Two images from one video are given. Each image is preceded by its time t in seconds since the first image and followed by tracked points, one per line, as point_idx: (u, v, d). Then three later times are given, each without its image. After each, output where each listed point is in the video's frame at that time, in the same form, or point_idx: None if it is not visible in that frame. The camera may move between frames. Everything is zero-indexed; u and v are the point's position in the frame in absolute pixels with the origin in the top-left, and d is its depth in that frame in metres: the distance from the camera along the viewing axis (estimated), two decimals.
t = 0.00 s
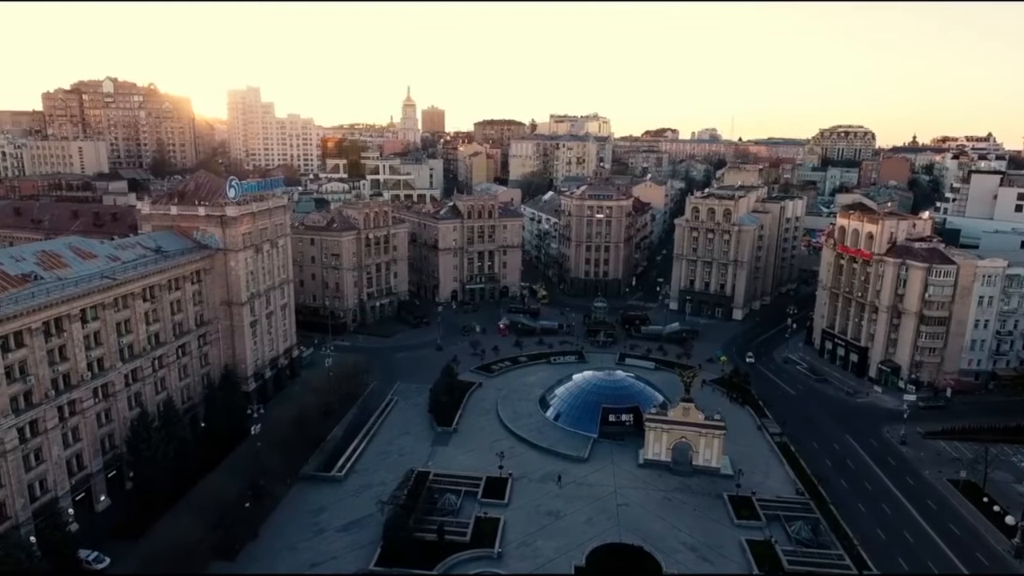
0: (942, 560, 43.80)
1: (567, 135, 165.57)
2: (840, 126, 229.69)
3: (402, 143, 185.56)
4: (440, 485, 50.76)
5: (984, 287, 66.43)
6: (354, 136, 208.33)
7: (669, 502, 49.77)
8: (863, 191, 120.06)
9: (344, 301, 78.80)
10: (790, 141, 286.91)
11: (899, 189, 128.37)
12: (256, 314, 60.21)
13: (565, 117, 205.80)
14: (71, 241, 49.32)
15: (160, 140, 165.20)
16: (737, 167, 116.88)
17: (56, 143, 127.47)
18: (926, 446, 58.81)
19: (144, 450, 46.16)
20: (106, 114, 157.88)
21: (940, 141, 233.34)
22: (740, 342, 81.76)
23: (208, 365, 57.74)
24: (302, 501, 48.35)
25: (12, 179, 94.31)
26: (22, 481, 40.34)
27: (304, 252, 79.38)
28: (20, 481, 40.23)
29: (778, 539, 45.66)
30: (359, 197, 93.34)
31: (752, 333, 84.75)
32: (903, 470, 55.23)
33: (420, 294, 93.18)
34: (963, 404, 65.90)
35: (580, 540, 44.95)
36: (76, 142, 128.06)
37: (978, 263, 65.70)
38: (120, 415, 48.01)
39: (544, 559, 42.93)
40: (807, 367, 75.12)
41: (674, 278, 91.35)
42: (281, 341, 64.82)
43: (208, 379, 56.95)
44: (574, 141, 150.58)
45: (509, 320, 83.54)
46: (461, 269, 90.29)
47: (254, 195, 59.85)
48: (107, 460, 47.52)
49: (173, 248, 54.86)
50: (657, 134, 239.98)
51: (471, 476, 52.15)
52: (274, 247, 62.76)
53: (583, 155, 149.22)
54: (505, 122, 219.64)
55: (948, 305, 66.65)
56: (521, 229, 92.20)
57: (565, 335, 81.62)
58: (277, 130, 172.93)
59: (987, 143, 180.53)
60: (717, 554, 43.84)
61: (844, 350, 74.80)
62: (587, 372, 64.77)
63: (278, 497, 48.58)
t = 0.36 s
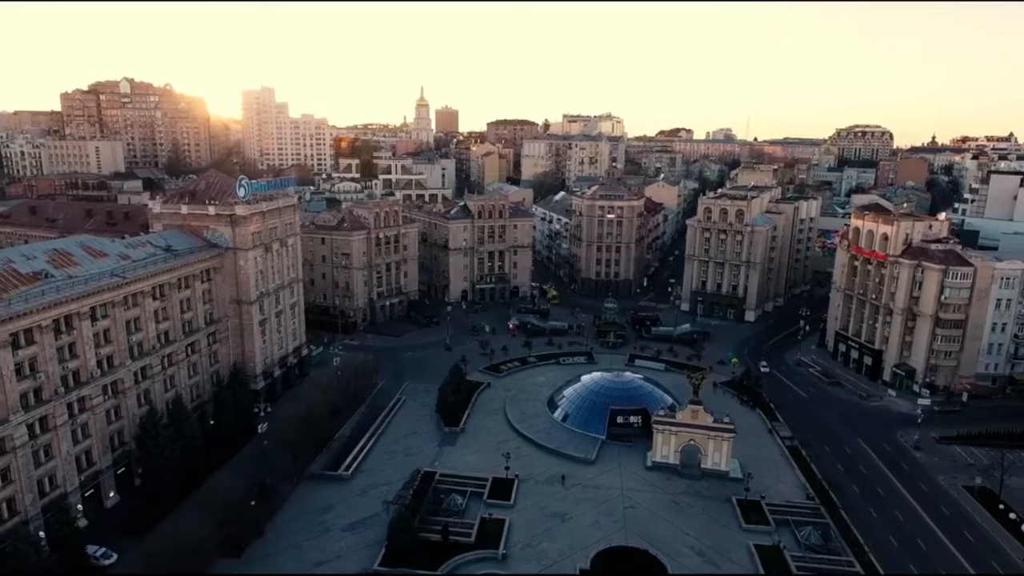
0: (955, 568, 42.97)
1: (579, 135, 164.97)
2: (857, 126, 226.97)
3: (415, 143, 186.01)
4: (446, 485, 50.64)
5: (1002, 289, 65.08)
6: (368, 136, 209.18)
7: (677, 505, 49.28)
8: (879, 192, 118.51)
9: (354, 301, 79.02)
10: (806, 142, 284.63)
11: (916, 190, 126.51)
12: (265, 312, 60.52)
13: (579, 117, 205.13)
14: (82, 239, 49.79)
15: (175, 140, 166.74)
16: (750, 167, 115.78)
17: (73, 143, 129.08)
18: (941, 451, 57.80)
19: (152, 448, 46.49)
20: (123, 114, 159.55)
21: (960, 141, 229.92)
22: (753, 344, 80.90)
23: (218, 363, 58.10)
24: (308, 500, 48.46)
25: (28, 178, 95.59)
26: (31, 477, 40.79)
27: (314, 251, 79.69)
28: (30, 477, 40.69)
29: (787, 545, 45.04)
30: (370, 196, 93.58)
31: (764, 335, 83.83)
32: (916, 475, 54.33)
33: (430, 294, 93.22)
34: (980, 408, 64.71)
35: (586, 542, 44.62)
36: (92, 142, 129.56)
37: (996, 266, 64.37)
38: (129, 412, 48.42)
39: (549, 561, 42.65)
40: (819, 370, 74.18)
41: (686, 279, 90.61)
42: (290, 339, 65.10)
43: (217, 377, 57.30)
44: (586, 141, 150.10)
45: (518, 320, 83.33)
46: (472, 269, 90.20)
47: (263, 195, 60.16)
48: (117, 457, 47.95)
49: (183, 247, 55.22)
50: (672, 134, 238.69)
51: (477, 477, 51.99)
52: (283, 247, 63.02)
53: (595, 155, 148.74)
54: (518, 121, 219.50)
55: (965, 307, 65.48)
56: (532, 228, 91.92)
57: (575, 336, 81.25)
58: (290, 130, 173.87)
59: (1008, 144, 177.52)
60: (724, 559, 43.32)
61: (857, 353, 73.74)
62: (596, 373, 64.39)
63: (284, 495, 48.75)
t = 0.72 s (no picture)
0: None
1: (592, 135, 164.32)
2: (875, 125, 224.18)
3: (428, 143, 186.26)
4: (452, 486, 50.51)
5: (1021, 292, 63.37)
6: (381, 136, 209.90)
7: (685, 509, 48.77)
8: (895, 192, 116.86)
9: (364, 300, 79.24)
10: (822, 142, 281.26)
11: (935, 191, 124.57)
12: (275, 311, 60.82)
13: (592, 117, 204.39)
14: (93, 238, 50.24)
15: (190, 139, 168.18)
16: (765, 167, 114.64)
17: (90, 143, 130.59)
18: (956, 456, 56.75)
19: (160, 445, 46.84)
20: (139, 114, 161.27)
21: (981, 141, 226.00)
22: (765, 345, 80.02)
23: (227, 362, 58.42)
24: (315, 499, 48.55)
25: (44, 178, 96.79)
26: (41, 473, 41.23)
27: (325, 250, 79.96)
28: (40, 473, 41.13)
29: (796, 550, 44.40)
30: (381, 196, 93.73)
31: (777, 336, 82.93)
32: (930, 480, 53.36)
33: (441, 294, 93.25)
34: (997, 413, 63.46)
35: (592, 544, 44.28)
36: (109, 142, 131.11)
37: (1016, 268, 62.66)
38: (139, 409, 48.80)
39: (555, 564, 42.35)
40: (833, 373, 73.20)
41: (698, 280, 89.81)
42: (299, 338, 65.34)
43: (227, 375, 57.64)
44: (599, 141, 149.51)
45: (528, 320, 83.06)
46: (482, 269, 90.07)
47: (273, 194, 60.49)
48: (126, 454, 48.35)
49: (193, 246, 55.56)
50: (686, 134, 237.15)
51: (484, 478, 51.81)
52: (293, 246, 63.31)
53: (608, 155, 148.10)
54: (531, 121, 219.19)
55: (982, 310, 64.23)
56: (542, 228, 91.59)
57: (584, 336, 80.86)
58: (304, 130, 174.76)
59: None
60: (732, 563, 42.78)
61: (872, 356, 72.63)
62: (605, 374, 63.98)
63: (291, 494, 48.91)
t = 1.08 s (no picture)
0: None
1: (604, 135, 163.69)
2: (891, 125, 221.46)
3: (440, 143, 186.59)
4: (458, 487, 50.37)
5: None
6: (394, 136, 210.58)
7: (692, 513, 48.29)
8: (912, 193, 115.29)
9: (373, 299, 79.41)
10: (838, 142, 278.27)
11: (952, 192, 122.76)
12: (283, 310, 61.08)
13: (605, 117, 203.70)
14: (104, 237, 50.66)
15: (204, 139, 169.58)
16: (778, 168, 113.54)
17: (105, 143, 131.98)
18: (971, 462, 55.79)
19: (168, 443, 47.14)
20: (154, 115, 162.90)
21: (1001, 141, 222.55)
22: (776, 348, 79.23)
23: (236, 360, 58.72)
24: (321, 498, 48.64)
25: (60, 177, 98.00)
26: (50, 469, 41.62)
27: (335, 250, 80.19)
28: (48, 470, 41.53)
29: (805, 556, 43.79)
30: (391, 196, 93.86)
31: (789, 339, 82.06)
32: (944, 487, 52.45)
33: (450, 294, 93.21)
34: (1014, 419, 62.31)
35: (597, 547, 43.95)
36: (124, 141, 132.39)
37: None
38: (147, 407, 49.14)
39: (560, 566, 42.08)
40: (845, 376, 72.24)
41: (709, 281, 89.11)
42: (308, 337, 65.57)
43: (235, 374, 57.94)
44: (611, 141, 148.97)
45: (538, 321, 82.78)
46: (491, 269, 89.95)
47: (283, 194, 60.75)
48: (135, 451, 48.72)
49: (203, 245, 55.89)
50: (699, 134, 235.80)
51: (490, 479, 51.62)
52: (302, 246, 63.55)
53: (620, 155, 147.52)
54: (544, 121, 218.89)
55: (999, 313, 63.11)
56: (553, 229, 91.26)
57: (594, 337, 80.49)
58: (317, 130, 175.58)
59: None
60: (740, 569, 42.29)
61: (885, 359, 71.62)
62: (613, 375, 63.59)
63: (297, 493, 49.05)
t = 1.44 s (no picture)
0: None
1: (617, 135, 163.00)
2: (910, 125, 218.44)
3: (453, 143, 186.84)
4: (464, 487, 50.23)
5: None
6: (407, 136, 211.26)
7: (700, 517, 47.74)
8: (929, 194, 113.65)
9: (384, 299, 79.57)
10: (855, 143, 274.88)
11: (972, 193, 120.70)
12: (292, 310, 61.36)
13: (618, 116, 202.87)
14: (114, 236, 51.11)
15: (219, 139, 171.20)
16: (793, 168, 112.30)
17: (122, 143, 133.59)
18: (987, 468, 54.69)
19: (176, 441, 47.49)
20: (171, 115, 164.73)
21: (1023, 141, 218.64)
22: (789, 351, 78.27)
23: (246, 359, 59.05)
24: (327, 497, 48.71)
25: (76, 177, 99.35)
26: (59, 466, 42.05)
27: (345, 249, 80.40)
28: (57, 466, 41.96)
29: (814, 562, 43.11)
30: (402, 195, 93.99)
31: (802, 341, 81.05)
32: (959, 493, 51.41)
33: (461, 294, 93.19)
34: None
35: (603, 551, 43.56)
36: (140, 141, 133.91)
37: None
38: (156, 405, 49.52)
39: (564, 569, 41.76)
40: (859, 379, 71.15)
41: (721, 283, 88.28)
42: (317, 337, 65.81)
43: (245, 373, 58.24)
44: (624, 141, 148.31)
45: (548, 321, 82.44)
46: (502, 269, 89.78)
47: (293, 194, 61.03)
48: (144, 448, 49.11)
49: (212, 244, 56.22)
50: (714, 134, 234.24)
51: (496, 480, 51.41)
52: (311, 245, 63.83)
53: (633, 155, 146.83)
54: (557, 121, 218.55)
55: (1017, 317, 61.87)
56: (563, 229, 90.88)
57: (604, 339, 80.01)
58: (331, 130, 176.47)
59: None
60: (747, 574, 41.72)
61: (900, 362, 70.47)
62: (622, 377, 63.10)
63: (304, 492, 49.19)
